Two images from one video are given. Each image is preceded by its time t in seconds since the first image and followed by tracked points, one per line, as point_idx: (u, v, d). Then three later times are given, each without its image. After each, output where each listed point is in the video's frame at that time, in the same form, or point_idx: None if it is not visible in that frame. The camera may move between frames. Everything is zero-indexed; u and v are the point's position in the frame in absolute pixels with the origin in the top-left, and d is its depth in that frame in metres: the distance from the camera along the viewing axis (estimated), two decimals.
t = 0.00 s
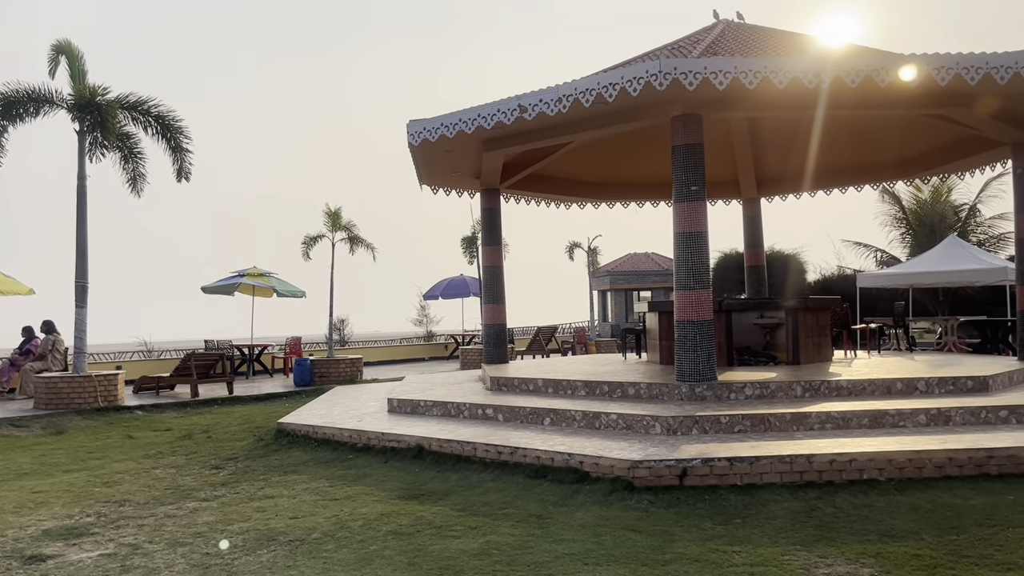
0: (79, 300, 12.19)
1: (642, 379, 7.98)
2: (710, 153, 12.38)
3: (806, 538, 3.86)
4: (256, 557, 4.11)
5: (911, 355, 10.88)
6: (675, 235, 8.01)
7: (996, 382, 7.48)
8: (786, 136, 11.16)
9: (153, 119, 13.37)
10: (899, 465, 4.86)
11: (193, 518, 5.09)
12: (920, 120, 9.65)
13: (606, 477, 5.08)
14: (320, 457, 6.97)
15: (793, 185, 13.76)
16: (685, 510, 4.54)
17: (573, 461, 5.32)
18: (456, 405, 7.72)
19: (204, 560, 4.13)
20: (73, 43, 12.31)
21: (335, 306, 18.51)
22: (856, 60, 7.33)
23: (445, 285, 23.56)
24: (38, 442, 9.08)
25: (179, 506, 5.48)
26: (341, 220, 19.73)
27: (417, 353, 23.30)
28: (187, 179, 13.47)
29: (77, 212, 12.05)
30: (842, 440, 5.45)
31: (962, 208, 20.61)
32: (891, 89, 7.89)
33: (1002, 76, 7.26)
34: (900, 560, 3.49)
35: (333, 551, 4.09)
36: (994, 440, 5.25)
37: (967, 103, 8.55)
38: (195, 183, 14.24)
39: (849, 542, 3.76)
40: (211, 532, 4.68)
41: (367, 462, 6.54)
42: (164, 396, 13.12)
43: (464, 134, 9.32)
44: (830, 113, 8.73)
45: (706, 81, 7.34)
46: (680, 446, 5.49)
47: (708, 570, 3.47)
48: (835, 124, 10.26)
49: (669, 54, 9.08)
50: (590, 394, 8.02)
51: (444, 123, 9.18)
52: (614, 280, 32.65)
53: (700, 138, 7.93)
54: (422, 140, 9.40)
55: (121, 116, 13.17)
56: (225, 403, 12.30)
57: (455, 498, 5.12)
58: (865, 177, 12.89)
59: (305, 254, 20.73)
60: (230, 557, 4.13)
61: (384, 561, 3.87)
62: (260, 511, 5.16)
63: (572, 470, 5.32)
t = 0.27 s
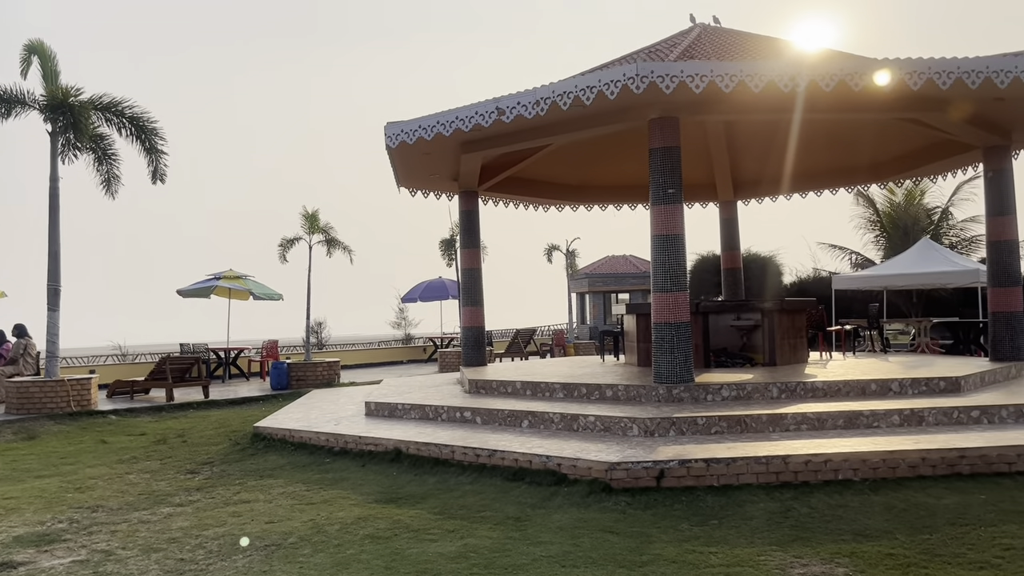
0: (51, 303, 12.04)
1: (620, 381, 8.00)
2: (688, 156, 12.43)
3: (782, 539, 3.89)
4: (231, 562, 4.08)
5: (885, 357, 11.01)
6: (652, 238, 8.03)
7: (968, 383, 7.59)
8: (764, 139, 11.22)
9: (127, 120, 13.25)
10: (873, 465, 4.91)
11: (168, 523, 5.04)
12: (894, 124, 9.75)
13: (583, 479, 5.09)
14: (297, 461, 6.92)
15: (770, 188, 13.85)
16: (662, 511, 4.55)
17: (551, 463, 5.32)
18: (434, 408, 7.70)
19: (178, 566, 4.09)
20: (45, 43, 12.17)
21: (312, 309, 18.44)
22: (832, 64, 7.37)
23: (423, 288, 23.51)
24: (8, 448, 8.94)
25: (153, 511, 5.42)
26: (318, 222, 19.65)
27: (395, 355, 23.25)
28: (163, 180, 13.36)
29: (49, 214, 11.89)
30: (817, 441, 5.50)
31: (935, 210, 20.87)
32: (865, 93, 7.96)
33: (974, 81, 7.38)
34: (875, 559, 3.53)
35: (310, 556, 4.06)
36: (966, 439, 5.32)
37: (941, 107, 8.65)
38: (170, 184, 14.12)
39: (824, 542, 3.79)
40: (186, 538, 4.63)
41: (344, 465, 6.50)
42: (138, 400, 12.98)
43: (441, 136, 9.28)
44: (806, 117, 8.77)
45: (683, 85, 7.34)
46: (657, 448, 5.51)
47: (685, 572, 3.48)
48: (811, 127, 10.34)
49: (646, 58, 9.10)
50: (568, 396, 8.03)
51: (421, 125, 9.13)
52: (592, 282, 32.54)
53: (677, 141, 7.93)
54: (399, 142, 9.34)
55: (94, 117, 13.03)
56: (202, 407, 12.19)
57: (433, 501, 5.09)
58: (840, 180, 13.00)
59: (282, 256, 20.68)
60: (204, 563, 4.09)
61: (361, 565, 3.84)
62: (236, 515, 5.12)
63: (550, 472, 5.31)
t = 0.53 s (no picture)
0: (20, 306, 11.86)
1: (597, 382, 8.02)
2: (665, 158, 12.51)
3: (757, 539, 3.91)
4: (204, 567, 4.03)
5: (859, 357, 11.12)
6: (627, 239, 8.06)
7: (939, 383, 7.69)
8: (740, 142, 11.31)
9: (99, 120, 13.11)
10: (846, 465, 4.96)
11: (140, 528, 4.98)
12: (867, 127, 9.86)
13: (560, 480, 5.09)
14: (272, 464, 6.87)
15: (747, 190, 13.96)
16: (638, 512, 4.56)
17: (528, 465, 5.31)
18: (410, 411, 7.68)
19: (150, 572, 4.04)
20: (14, 41, 12.01)
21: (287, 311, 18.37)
22: (805, 67, 7.46)
23: (400, 291, 23.43)
24: None
25: (125, 516, 5.35)
26: (294, 223, 19.52)
27: (372, 357, 23.22)
28: (135, 181, 13.24)
29: (19, 216, 11.73)
30: (791, 441, 5.54)
31: (906, 213, 21.14)
32: (837, 96, 8.04)
33: (943, 85, 7.42)
34: (847, 558, 3.56)
35: (284, 560, 4.03)
36: (935, 439, 5.40)
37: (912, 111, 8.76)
38: (143, 185, 13.99)
39: (798, 542, 3.82)
40: (159, 543, 4.58)
41: (320, 469, 6.46)
42: (110, 404, 12.81)
43: (418, 137, 9.26)
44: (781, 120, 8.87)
45: (659, 88, 7.39)
46: (633, 449, 5.53)
47: (661, 573, 3.49)
48: (786, 130, 10.43)
49: (622, 60, 9.12)
50: (545, 398, 8.04)
51: (398, 127, 9.11)
52: (569, 284, 32.65)
53: (652, 144, 7.99)
54: (375, 143, 9.31)
55: (65, 117, 12.87)
56: (175, 410, 12.06)
57: (409, 504, 5.07)
58: (815, 182, 13.14)
59: (256, 258, 20.63)
60: (177, 569, 4.05)
61: (336, 569, 3.82)
62: (210, 519, 5.07)
63: (526, 474, 5.31)
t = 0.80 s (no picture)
0: None
1: (572, 383, 8.03)
2: (641, 159, 12.56)
3: (730, 538, 3.93)
4: (175, 571, 3.98)
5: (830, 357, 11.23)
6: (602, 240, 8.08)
7: (909, 382, 7.80)
8: (715, 143, 11.39)
9: (68, 119, 12.97)
10: (818, 464, 5.01)
11: (110, 532, 4.91)
12: (841, 129, 9.96)
13: (535, 481, 5.09)
14: (245, 467, 6.81)
15: (721, 191, 14.07)
16: (613, 512, 4.57)
17: (503, 466, 5.30)
18: (385, 412, 7.65)
19: None
20: None
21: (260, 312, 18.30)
22: (778, 69, 7.53)
23: (375, 291, 23.38)
24: None
25: (94, 520, 5.28)
26: (267, 224, 19.70)
27: (346, 359, 23.20)
28: (106, 181, 13.11)
29: None
30: (765, 441, 5.59)
31: (878, 214, 21.42)
32: (810, 99, 8.13)
33: (913, 87, 7.53)
34: (819, 556, 3.59)
35: (257, 563, 4.00)
36: (906, 438, 5.47)
37: (885, 113, 8.87)
38: (113, 184, 13.84)
39: (771, 540, 3.85)
40: (129, 547, 4.53)
41: (294, 471, 6.41)
42: (80, 406, 12.63)
43: (393, 137, 9.21)
44: (754, 121, 8.95)
45: (633, 88, 7.41)
46: (608, 449, 5.54)
47: (635, 573, 3.50)
48: (761, 132, 10.51)
49: (597, 61, 9.14)
50: (520, 399, 8.04)
51: (372, 127, 9.06)
52: (545, 284, 32.70)
53: (627, 144, 8.01)
54: (350, 143, 9.25)
55: (33, 115, 12.72)
56: (147, 412, 11.93)
57: (384, 505, 5.05)
58: (789, 183, 13.28)
59: (229, 258, 20.64)
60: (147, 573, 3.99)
61: (309, 571, 3.79)
62: (181, 523, 5.01)
63: (502, 475, 5.30)
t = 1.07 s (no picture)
0: None
1: (545, 382, 8.04)
2: (615, 160, 12.59)
3: (702, 536, 3.96)
4: None
5: (800, 356, 11.35)
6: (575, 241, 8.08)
7: (877, 381, 7.90)
8: (687, 144, 11.44)
9: (34, 116, 12.79)
10: (788, 462, 5.06)
11: (76, 536, 4.84)
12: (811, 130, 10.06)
13: (508, 481, 5.08)
14: (215, 468, 6.75)
15: (694, 191, 14.15)
16: (585, 511, 4.58)
17: (476, 466, 5.29)
18: (357, 413, 7.61)
19: None
20: None
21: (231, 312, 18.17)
22: (749, 71, 7.58)
23: (348, 291, 23.31)
24: None
25: (59, 524, 5.19)
26: (238, 223, 19.58)
27: (318, 360, 23.13)
28: (73, 179, 12.94)
29: None
30: (735, 439, 5.63)
31: (847, 214, 21.69)
32: (780, 100, 8.20)
33: (881, 90, 7.62)
34: (789, 554, 3.62)
35: (226, 566, 3.95)
36: (874, 436, 5.55)
37: (855, 115, 8.98)
38: (80, 183, 13.66)
39: (742, 538, 3.88)
40: (96, 551, 4.46)
41: (265, 472, 6.35)
42: (46, 409, 12.43)
43: (364, 136, 9.14)
44: (726, 122, 9.00)
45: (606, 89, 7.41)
46: (581, 448, 5.56)
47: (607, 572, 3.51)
48: (733, 133, 10.58)
49: (570, 61, 9.15)
50: (494, 399, 8.03)
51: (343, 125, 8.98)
52: (519, 284, 32.42)
53: (600, 144, 8.02)
54: (321, 142, 9.17)
55: None
56: (115, 414, 11.77)
57: (356, 507, 5.01)
58: (761, 184, 13.40)
59: (199, 258, 20.49)
60: None
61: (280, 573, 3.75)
62: (149, 526, 4.95)
63: (474, 475, 5.28)
